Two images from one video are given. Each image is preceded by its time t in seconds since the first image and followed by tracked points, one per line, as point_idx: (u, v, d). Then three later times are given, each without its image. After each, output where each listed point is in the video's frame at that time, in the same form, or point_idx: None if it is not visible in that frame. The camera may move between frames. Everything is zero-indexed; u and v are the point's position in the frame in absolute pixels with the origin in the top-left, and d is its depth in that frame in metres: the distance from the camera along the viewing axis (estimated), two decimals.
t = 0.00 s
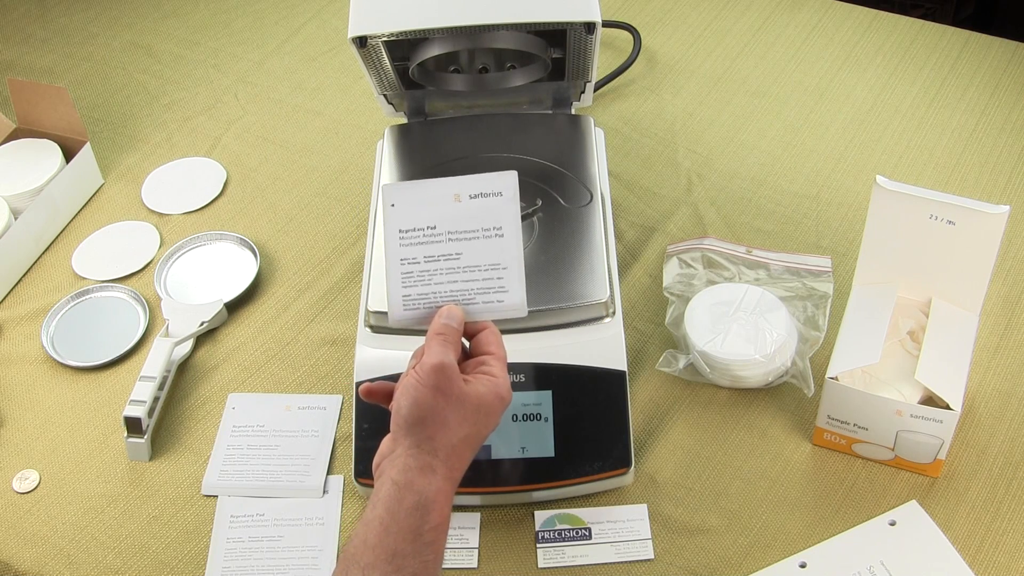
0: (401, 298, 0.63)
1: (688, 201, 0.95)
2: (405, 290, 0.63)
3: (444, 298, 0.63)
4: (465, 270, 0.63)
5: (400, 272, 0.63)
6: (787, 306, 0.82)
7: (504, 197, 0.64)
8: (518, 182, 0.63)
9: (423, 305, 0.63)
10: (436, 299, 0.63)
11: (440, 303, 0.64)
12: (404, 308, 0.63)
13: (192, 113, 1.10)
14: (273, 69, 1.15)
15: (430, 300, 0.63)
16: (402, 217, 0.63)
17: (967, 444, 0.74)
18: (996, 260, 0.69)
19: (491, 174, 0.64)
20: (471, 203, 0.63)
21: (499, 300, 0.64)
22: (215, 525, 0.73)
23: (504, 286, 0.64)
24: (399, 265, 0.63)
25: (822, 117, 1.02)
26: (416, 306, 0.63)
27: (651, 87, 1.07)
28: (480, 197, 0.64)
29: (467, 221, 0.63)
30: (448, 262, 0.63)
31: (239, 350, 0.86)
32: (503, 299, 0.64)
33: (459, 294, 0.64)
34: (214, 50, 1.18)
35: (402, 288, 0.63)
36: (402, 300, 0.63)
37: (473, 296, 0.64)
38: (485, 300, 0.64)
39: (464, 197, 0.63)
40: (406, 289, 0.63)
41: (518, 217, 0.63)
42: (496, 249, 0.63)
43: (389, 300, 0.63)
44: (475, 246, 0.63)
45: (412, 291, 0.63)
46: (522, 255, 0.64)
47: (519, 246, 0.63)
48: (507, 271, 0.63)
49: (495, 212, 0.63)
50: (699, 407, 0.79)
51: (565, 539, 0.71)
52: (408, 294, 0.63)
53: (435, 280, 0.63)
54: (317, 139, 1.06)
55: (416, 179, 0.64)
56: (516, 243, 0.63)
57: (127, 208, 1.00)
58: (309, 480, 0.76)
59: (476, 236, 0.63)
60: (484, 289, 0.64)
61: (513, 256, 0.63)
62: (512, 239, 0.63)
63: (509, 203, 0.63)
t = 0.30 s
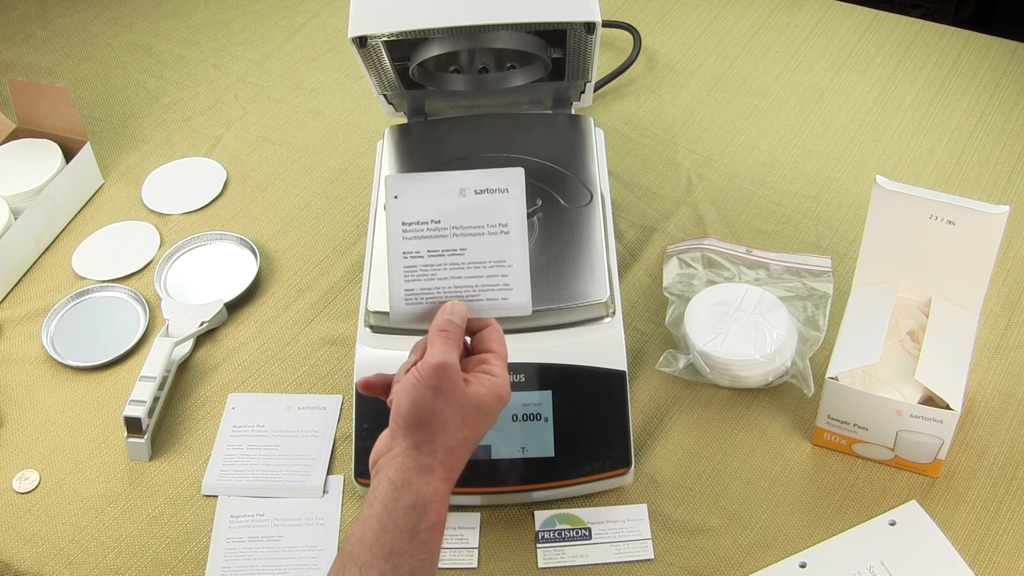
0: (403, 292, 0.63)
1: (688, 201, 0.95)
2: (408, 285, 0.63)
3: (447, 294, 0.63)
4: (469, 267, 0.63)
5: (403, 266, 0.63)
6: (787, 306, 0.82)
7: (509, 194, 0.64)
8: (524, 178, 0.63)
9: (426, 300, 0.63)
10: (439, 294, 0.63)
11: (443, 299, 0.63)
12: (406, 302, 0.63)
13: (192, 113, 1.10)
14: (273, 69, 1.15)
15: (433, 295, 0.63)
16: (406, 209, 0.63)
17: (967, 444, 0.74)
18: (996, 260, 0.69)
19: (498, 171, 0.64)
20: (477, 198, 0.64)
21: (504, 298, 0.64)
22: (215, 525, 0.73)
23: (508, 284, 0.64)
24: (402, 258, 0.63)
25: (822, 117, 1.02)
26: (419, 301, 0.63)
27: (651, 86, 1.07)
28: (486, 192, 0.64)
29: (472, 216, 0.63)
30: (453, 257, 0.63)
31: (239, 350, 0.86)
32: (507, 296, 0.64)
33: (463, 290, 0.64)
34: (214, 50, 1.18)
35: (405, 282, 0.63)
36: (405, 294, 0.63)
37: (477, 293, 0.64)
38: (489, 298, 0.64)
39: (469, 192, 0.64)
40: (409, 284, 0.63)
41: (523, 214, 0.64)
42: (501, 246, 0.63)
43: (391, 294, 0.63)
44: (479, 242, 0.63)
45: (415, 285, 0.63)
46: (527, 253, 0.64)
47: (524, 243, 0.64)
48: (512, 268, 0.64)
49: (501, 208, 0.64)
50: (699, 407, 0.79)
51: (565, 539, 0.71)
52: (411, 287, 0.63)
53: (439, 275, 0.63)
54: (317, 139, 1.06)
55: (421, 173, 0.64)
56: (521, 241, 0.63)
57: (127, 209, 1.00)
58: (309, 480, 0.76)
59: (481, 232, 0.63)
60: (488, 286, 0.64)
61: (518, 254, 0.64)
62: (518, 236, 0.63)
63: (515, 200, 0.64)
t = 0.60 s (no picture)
0: (396, 276, 0.64)
1: (688, 201, 0.95)
2: (401, 268, 0.63)
3: (439, 280, 0.64)
4: (463, 254, 0.63)
5: (396, 249, 0.63)
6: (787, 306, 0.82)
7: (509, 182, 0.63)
8: (524, 169, 0.62)
9: (417, 285, 0.64)
10: (431, 279, 0.64)
11: (435, 284, 0.64)
12: (398, 285, 0.64)
13: (192, 113, 1.10)
14: (273, 69, 1.15)
15: (425, 280, 0.64)
16: (404, 192, 0.63)
17: (968, 444, 0.74)
18: (996, 260, 0.69)
19: (498, 158, 0.63)
20: (475, 184, 0.63)
21: (497, 288, 0.64)
22: (215, 525, 0.73)
23: (502, 274, 0.64)
24: (397, 241, 0.63)
25: (822, 117, 1.02)
26: (411, 286, 0.64)
27: (651, 86, 1.08)
28: (485, 179, 0.63)
29: (470, 203, 0.63)
30: (447, 244, 0.63)
31: (239, 350, 0.86)
32: (500, 287, 0.64)
33: (456, 278, 0.64)
34: (214, 50, 1.18)
35: (398, 266, 0.63)
36: (397, 277, 0.64)
37: (470, 281, 0.64)
38: (482, 287, 0.64)
39: (468, 178, 0.63)
40: (401, 268, 0.63)
41: (522, 205, 0.63)
42: (497, 236, 0.63)
43: (384, 278, 0.64)
44: (476, 230, 0.63)
45: (408, 270, 0.63)
46: (524, 245, 0.63)
47: (521, 234, 0.63)
48: (507, 259, 0.63)
49: (499, 197, 0.63)
50: (698, 407, 0.79)
51: (565, 539, 0.71)
52: (404, 272, 0.64)
53: (432, 260, 0.63)
54: (317, 139, 1.06)
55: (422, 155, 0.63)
56: (518, 232, 0.63)
57: (127, 209, 1.00)
58: (309, 480, 0.76)
59: (478, 220, 0.63)
60: (482, 275, 0.63)
61: (514, 245, 0.63)
62: (514, 227, 0.63)
63: (514, 189, 0.63)
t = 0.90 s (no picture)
0: (405, 296, 0.63)
1: (688, 201, 0.95)
2: (410, 289, 0.63)
3: (449, 299, 0.63)
4: (471, 272, 0.63)
5: (405, 270, 0.63)
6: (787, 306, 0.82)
7: (511, 200, 0.64)
8: (526, 186, 0.64)
9: (428, 305, 0.63)
10: (440, 299, 0.63)
11: (444, 304, 0.63)
12: (407, 307, 0.63)
13: (192, 113, 1.10)
14: (273, 69, 1.15)
15: (434, 300, 0.63)
16: (410, 215, 0.63)
17: (967, 444, 0.74)
18: (996, 260, 0.69)
19: (499, 179, 0.64)
20: (479, 204, 0.64)
21: (505, 303, 0.64)
22: (215, 525, 0.73)
23: (510, 290, 0.64)
24: (405, 263, 0.63)
25: (822, 117, 1.02)
26: (421, 306, 0.63)
27: (651, 86, 1.08)
28: (488, 199, 0.64)
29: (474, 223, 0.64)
30: (455, 262, 0.63)
31: (239, 350, 0.86)
32: (508, 302, 0.64)
33: (465, 295, 0.64)
34: (214, 50, 1.18)
35: (407, 287, 0.63)
36: (406, 298, 0.63)
37: (478, 298, 0.64)
38: (490, 303, 0.64)
39: (471, 199, 0.64)
40: (411, 288, 0.63)
41: (525, 221, 0.64)
42: (503, 253, 0.63)
43: (393, 298, 0.63)
44: (482, 248, 0.63)
45: (417, 290, 0.63)
46: (529, 259, 0.64)
47: (525, 250, 0.64)
48: (514, 274, 0.63)
49: (503, 215, 0.64)
50: (698, 407, 0.79)
51: (565, 539, 0.71)
52: (413, 293, 0.63)
53: (441, 280, 0.63)
54: (317, 139, 1.06)
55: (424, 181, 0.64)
56: (523, 248, 0.64)
57: (127, 209, 1.00)
58: (309, 480, 0.76)
59: (484, 239, 0.63)
60: (490, 291, 0.64)
61: (519, 260, 0.64)
62: (519, 243, 0.64)
63: (516, 207, 0.64)
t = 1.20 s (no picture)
0: (420, 285, 0.63)
1: (688, 201, 0.95)
2: (424, 278, 0.63)
3: (464, 287, 0.63)
4: (486, 259, 0.63)
5: (419, 259, 0.63)
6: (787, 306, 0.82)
7: (524, 184, 0.64)
8: (539, 169, 0.63)
9: (443, 293, 0.63)
10: (456, 287, 0.63)
11: (461, 291, 0.64)
12: (423, 296, 0.63)
13: (192, 113, 1.10)
14: (273, 69, 1.15)
15: (450, 288, 0.63)
16: (422, 201, 0.63)
17: (968, 445, 0.74)
18: (996, 260, 0.69)
19: (512, 162, 0.64)
20: (492, 189, 0.63)
21: (521, 290, 0.64)
22: (215, 525, 0.73)
23: (526, 276, 0.64)
24: (419, 251, 0.63)
25: (822, 117, 1.02)
26: (436, 294, 0.63)
27: (651, 87, 1.07)
28: (501, 183, 0.64)
29: (487, 209, 0.63)
30: (470, 249, 0.63)
31: (239, 350, 0.86)
32: (525, 289, 0.64)
33: (480, 283, 0.64)
34: (214, 50, 1.18)
35: (422, 275, 0.63)
36: (422, 287, 0.63)
37: (494, 285, 0.64)
38: (507, 290, 0.64)
39: (484, 183, 0.63)
40: (425, 277, 0.63)
41: (539, 205, 0.64)
42: (517, 239, 0.63)
43: (409, 288, 0.63)
44: (496, 234, 0.63)
45: (432, 279, 0.63)
46: (544, 244, 0.64)
47: (540, 235, 0.64)
48: (529, 261, 0.64)
49: (516, 200, 0.63)
50: (698, 407, 0.79)
51: (565, 539, 0.71)
52: (428, 281, 0.63)
53: (456, 268, 0.63)
54: (317, 139, 1.06)
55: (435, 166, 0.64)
56: (537, 232, 0.63)
57: (128, 209, 1.00)
58: (309, 480, 0.76)
59: (498, 224, 0.63)
60: (505, 279, 0.64)
61: (534, 246, 0.64)
62: (534, 228, 0.63)
63: (530, 191, 0.64)
